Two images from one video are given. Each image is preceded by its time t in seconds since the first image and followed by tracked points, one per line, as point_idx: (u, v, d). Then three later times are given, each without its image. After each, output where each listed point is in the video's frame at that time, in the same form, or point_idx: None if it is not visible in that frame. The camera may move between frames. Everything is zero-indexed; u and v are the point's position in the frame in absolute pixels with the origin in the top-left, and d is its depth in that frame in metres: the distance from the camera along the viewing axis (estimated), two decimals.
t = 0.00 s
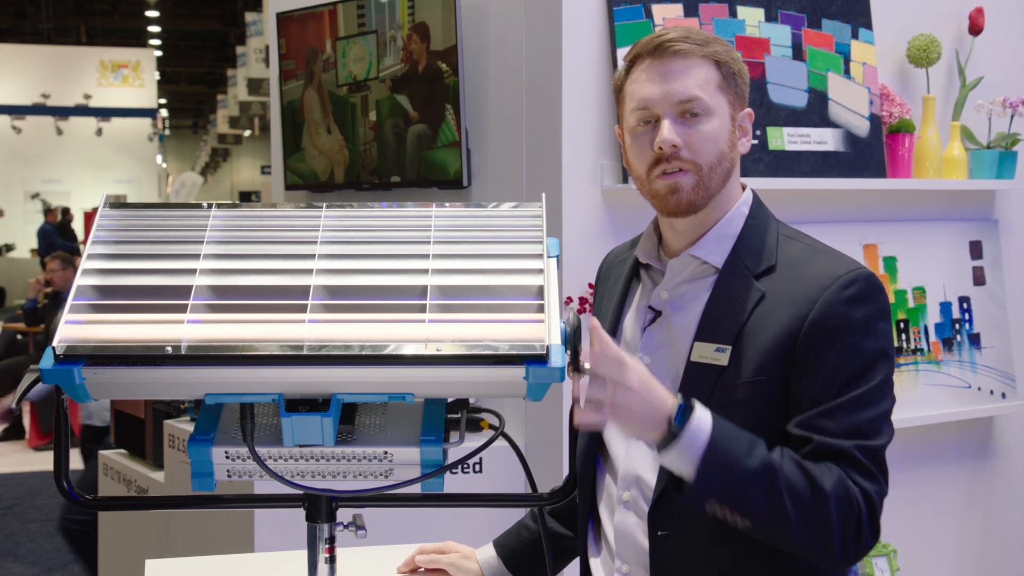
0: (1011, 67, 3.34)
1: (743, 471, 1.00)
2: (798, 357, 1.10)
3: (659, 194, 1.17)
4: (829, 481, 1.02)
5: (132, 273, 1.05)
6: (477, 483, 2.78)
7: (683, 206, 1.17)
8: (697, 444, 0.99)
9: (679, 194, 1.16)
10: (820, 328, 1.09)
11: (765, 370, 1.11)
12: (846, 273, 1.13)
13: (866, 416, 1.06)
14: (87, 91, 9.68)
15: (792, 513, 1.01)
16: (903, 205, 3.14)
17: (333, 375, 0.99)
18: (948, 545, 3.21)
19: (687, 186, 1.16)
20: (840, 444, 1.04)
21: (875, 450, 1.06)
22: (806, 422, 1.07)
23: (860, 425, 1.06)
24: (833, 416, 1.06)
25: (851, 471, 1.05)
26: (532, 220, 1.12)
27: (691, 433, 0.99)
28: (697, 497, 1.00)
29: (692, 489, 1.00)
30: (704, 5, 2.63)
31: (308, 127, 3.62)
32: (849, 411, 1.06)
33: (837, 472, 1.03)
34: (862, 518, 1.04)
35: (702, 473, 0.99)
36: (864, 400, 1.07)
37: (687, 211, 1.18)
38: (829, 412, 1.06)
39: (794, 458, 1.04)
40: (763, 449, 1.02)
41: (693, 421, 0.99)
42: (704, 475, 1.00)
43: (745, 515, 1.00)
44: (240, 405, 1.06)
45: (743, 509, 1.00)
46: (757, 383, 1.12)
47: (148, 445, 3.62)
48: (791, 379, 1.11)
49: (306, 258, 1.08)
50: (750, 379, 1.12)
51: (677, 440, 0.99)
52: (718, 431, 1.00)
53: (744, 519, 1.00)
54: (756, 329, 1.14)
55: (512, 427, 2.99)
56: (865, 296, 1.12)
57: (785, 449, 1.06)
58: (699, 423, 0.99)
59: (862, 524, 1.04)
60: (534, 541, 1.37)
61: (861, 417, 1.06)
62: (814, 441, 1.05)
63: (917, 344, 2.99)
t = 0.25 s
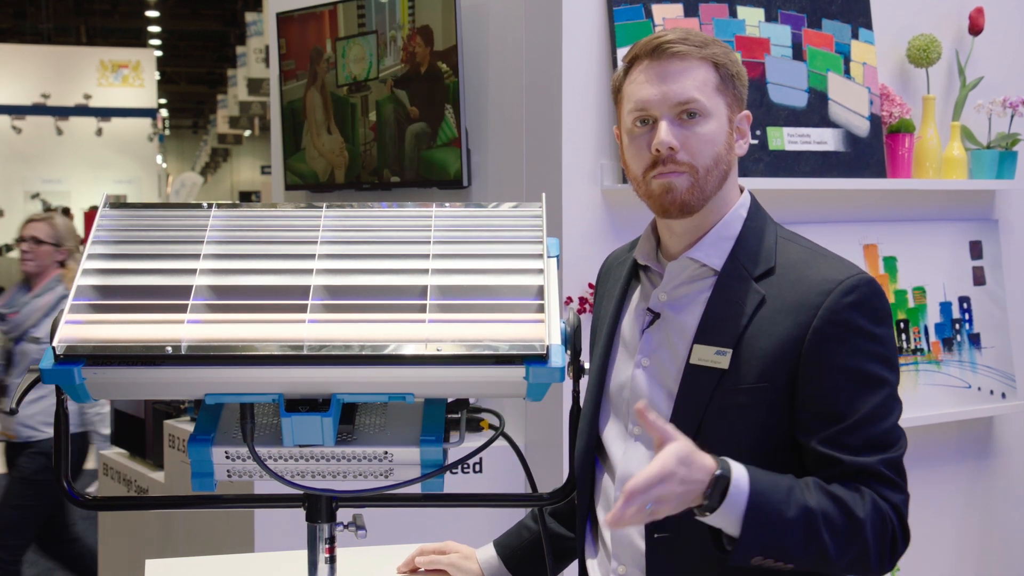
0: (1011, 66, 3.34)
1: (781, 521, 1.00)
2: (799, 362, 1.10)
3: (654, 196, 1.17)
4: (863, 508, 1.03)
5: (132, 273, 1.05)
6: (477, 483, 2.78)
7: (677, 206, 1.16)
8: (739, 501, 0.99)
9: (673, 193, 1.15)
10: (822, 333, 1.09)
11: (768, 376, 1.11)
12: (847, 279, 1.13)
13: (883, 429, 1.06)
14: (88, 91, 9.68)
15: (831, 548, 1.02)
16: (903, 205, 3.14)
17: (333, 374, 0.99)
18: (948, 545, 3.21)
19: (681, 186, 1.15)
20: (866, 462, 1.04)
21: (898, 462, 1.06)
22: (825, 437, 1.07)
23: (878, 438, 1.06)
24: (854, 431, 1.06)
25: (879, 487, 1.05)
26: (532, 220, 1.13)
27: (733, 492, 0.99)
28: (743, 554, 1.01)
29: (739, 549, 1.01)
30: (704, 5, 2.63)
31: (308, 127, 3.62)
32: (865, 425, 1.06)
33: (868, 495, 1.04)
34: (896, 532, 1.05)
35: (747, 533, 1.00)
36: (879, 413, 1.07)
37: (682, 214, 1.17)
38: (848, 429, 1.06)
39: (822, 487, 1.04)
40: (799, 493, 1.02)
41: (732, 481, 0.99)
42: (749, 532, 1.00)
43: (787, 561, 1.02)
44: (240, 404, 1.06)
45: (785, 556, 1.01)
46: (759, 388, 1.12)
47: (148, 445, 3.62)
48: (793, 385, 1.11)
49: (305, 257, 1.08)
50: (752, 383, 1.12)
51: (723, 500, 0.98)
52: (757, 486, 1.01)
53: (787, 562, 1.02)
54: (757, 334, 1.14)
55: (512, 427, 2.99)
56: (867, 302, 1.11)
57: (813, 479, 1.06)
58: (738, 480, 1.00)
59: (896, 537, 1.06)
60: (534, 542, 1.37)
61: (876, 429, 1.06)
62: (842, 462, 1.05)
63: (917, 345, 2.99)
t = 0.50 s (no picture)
0: (1011, 66, 3.34)
1: (799, 523, 1.00)
2: (803, 364, 1.10)
3: (655, 195, 1.17)
4: (869, 509, 1.03)
5: (132, 273, 1.05)
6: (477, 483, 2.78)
7: (678, 204, 1.16)
8: (759, 506, 1.00)
9: (674, 191, 1.15)
10: (826, 336, 1.09)
11: (773, 378, 1.11)
12: (851, 281, 1.12)
13: (884, 429, 1.06)
14: (87, 91, 9.67)
15: (842, 549, 1.02)
16: (903, 205, 3.14)
17: (332, 374, 0.99)
18: (948, 545, 3.21)
19: (681, 184, 1.15)
20: (866, 462, 1.04)
21: (896, 463, 1.07)
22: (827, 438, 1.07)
23: (878, 439, 1.06)
24: (853, 432, 1.06)
25: (880, 486, 1.05)
26: (532, 220, 1.13)
27: (754, 496, 1.00)
28: (764, 561, 1.01)
29: (759, 555, 1.01)
30: (704, 5, 2.63)
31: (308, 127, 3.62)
32: (866, 427, 1.06)
33: (868, 494, 1.04)
34: (896, 531, 1.07)
35: (767, 536, 1.00)
36: (879, 412, 1.07)
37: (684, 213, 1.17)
38: (849, 429, 1.06)
39: (829, 488, 1.03)
40: (814, 494, 1.02)
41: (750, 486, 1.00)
42: (771, 537, 1.00)
43: (802, 565, 1.02)
44: (240, 405, 1.06)
45: (801, 559, 1.01)
46: (763, 390, 1.12)
47: (147, 444, 3.62)
48: (797, 387, 1.11)
49: (305, 257, 1.08)
50: (756, 386, 1.12)
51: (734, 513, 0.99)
52: (774, 489, 1.01)
53: (801, 566, 1.02)
54: (761, 336, 1.14)
55: (512, 427, 2.99)
56: (871, 304, 1.11)
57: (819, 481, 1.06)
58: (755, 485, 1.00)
59: (896, 537, 1.07)
60: (534, 540, 1.37)
61: (877, 429, 1.06)
62: (843, 460, 1.04)
63: (917, 345, 2.99)
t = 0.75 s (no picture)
0: (1011, 66, 3.34)
1: (757, 523, 1.00)
2: (799, 362, 1.10)
3: (651, 196, 1.17)
4: (845, 505, 1.01)
5: (132, 273, 1.05)
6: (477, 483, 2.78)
7: (676, 212, 1.17)
8: (708, 512, 0.99)
9: (673, 199, 1.16)
10: (822, 333, 1.09)
11: (770, 376, 1.11)
12: (846, 278, 1.13)
13: (880, 425, 1.05)
14: (87, 91, 9.66)
15: (813, 547, 1.01)
16: (903, 205, 3.14)
17: (333, 374, 0.99)
18: (948, 545, 3.21)
19: (678, 186, 1.15)
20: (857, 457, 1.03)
21: (894, 459, 1.05)
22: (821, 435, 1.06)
23: (873, 435, 1.05)
24: (848, 428, 1.05)
25: (866, 482, 1.03)
26: (532, 220, 1.13)
27: (701, 500, 0.99)
28: (723, 564, 1.01)
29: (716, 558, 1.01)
30: (704, 5, 2.63)
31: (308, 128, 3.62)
32: (860, 422, 1.05)
33: (852, 490, 1.02)
34: (887, 528, 1.03)
35: (720, 541, 1.00)
36: (874, 407, 1.05)
37: (680, 214, 1.17)
38: (841, 424, 1.05)
39: (804, 488, 1.04)
40: (773, 494, 1.03)
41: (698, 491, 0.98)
42: (724, 539, 1.00)
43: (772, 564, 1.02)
44: (240, 404, 1.06)
45: (768, 560, 1.01)
46: (760, 388, 1.12)
47: (148, 445, 3.62)
48: (794, 384, 1.11)
49: (305, 257, 1.08)
50: (753, 384, 1.12)
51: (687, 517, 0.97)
52: (724, 493, 1.00)
53: (772, 566, 1.02)
54: (757, 335, 1.14)
55: (512, 427, 2.99)
56: (867, 300, 1.11)
57: (795, 481, 1.06)
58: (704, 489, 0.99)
59: (887, 534, 1.03)
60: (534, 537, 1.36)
61: (872, 425, 1.05)
62: (834, 458, 1.04)
63: (917, 345, 2.99)
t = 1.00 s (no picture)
0: (1011, 66, 3.34)
1: (744, 500, 1.02)
2: (798, 361, 1.10)
3: (647, 195, 1.17)
4: (834, 495, 1.02)
5: (132, 273, 1.05)
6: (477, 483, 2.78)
7: (671, 208, 1.17)
8: (695, 482, 1.00)
9: (667, 194, 1.15)
10: (820, 332, 1.09)
11: (768, 376, 1.11)
12: (844, 277, 1.13)
13: (876, 424, 1.06)
14: (87, 91, 9.66)
15: (798, 531, 1.02)
16: (903, 205, 3.14)
17: (333, 374, 0.99)
18: (948, 545, 3.21)
19: (673, 185, 1.15)
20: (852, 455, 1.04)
21: (888, 457, 1.06)
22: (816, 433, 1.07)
23: (868, 433, 1.05)
24: (844, 427, 1.06)
25: (859, 480, 1.04)
26: (532, 220, 1.13)
27: (689, 470, 1.00)
28: (704, 533, 1.03)
29: (698, 528, 1.02)
30: (704, 5, 2.64)
31: (308, 128, 3.62)
32: (856, 420, 1.05)
33: (843, 485, 1.03)
34: (875, 525, 1.04)
35: (705, 510, 1.01)
36: (871, 406, 1.06)
37: (676, 212, 1.17)
38: (838, 422, 1.06)
39: (796, 476, 1.05)
40: (763, 474, 1.04)
41: (688, 459, 1.00)
42: (709, 510, 1.01)
43: (754, 543, 1.02)
44: (240, 405, 1.06)
45: (751, 537, 1.02)
46: (758, 387, 1.12)
47: (148, 445, 3.62)
48: (792, 383, 1.11)
49: (305, 257, 1.08)
50: (751, 383, 1.12)
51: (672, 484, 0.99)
52: (714, 466, 1.02)
53: (754, 545, 1.03)
54: (756, 334, 1.14)
55: (512, 427, 2.99)
56: (865, 300, 1.12)
57: (788, 468, 1.07)
58: (695, 460, 1.00)
59: (875, 532, 1.04)
60: (533, 540, 1.37)
61: (869, 423, 1.05)
62: (828, 455, 1.04)
63: (916, 345, 2.99)
